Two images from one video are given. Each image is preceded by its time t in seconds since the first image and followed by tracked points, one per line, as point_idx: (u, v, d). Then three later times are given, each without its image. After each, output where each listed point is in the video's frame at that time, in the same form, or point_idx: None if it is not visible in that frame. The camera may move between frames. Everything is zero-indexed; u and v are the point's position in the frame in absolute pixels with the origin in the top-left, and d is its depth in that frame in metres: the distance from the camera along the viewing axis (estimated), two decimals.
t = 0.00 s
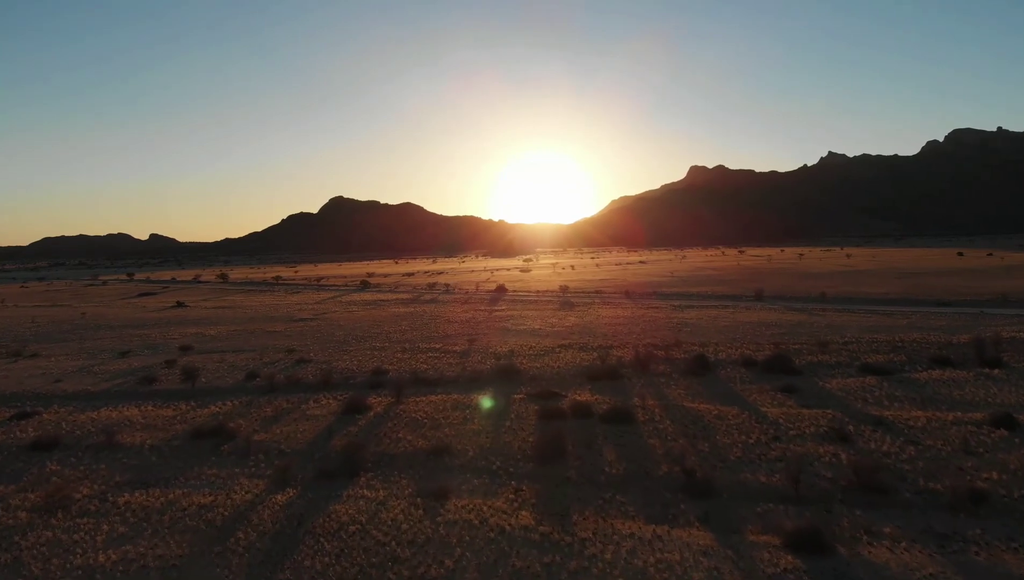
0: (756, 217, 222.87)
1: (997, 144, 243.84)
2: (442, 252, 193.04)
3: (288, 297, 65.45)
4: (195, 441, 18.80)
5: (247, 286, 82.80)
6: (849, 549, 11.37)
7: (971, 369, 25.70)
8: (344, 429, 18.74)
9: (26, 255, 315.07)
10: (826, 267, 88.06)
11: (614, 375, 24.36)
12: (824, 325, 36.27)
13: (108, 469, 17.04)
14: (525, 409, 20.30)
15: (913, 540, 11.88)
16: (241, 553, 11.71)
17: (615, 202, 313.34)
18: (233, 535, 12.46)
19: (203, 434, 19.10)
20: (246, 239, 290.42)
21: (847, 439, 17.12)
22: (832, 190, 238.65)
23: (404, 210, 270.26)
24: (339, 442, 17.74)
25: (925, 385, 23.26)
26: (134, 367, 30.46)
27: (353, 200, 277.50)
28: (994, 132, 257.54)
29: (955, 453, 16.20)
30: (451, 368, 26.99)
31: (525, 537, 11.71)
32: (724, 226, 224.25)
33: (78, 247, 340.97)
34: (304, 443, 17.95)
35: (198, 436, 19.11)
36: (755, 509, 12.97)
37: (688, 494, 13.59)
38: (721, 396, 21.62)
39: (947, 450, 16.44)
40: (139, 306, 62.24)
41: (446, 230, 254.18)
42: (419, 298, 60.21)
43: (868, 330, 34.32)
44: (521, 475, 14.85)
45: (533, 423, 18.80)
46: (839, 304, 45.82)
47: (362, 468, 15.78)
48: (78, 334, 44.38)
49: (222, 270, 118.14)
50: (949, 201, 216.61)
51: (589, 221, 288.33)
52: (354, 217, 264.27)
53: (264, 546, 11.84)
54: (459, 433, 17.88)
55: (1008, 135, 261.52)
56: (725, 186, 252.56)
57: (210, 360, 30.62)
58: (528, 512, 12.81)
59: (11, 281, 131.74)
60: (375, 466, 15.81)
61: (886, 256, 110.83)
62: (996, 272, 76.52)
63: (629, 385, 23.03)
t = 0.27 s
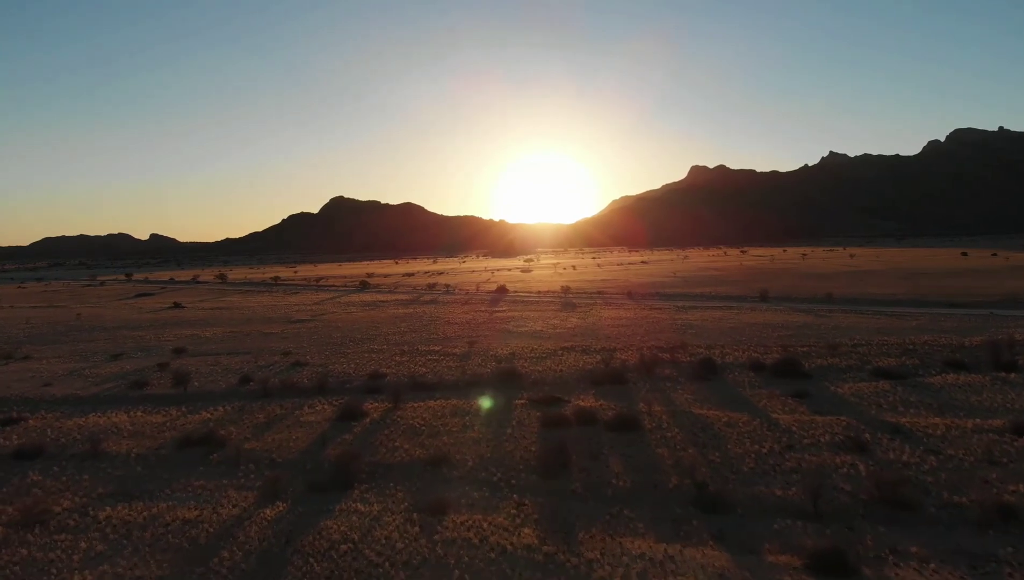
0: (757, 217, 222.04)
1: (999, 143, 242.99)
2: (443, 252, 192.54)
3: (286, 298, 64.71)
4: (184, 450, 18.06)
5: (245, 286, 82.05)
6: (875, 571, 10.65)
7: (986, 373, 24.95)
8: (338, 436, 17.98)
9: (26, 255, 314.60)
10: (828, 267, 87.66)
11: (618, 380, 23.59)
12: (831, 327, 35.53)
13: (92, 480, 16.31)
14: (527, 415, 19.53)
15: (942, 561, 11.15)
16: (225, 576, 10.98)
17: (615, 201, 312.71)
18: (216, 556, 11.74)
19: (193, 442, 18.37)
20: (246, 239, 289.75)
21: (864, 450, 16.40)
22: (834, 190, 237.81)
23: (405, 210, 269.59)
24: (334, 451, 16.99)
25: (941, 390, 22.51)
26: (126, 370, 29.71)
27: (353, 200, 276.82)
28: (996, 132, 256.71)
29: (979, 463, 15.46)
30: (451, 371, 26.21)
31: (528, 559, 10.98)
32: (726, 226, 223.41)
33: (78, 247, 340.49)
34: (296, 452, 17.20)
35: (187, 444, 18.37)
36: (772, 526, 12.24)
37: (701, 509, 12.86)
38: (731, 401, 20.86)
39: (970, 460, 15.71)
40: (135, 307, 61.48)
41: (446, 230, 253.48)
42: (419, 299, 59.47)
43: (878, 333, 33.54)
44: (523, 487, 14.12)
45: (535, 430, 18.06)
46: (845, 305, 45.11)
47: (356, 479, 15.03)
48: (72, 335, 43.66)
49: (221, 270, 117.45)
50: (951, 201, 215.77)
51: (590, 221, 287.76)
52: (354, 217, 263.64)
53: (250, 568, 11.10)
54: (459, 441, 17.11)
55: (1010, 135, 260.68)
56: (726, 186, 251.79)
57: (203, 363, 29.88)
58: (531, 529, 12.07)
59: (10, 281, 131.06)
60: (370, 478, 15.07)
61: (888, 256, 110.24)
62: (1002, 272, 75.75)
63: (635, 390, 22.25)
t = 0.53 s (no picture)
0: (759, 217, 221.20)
1: (1001, 143, 242.12)
2: (443, 252, 191.78)
3: (285, 298, 63.94)
4: (171, 459, 17.32)
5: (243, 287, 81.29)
6: None
7: (1002, 377, 24.18)
8: (332, 445, 17.24)
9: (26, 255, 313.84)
10: (832, 268, 86.76)
11: (623, 385, 22.82)
12: (840, 329, 34.72)
13: (73, 492, 15.58)
14: (529, 421, 18.77)
15: None
16: None
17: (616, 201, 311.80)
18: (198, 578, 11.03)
19: (180, 451, 17.64)
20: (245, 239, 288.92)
21: (883, 460, 15.65)
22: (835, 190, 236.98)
23: (405, 210, 268.87)
24: (327, 460, 16.26)
25: (957, 395, 21.76)
26: (117, 373, 28.97)
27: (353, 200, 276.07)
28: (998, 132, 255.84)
29: (1003, 475, 14.74)
30: (450, 376, 25.45)
31: None
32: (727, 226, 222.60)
33: (77, 247, 339.74)
34: (287, 461, 16.47)
35: (174, 453, 17.63)
36: (790, 546, 11.54)
37: (714, 526, 12.14)
38: (740, 408, 20.10)
39: (994, 471, 14.99)
40: (131, 308, 60.71)
41: (447, 230, 252.71)
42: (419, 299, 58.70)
43: (887, 335, 32.76)
44: (525, 501, 13.39)
45: (538, 438, 17.32)
46: (852, 306, 44.26)
47: (350, 492, 14.30)
48: (65, 337, 42.92)
49: (220, 270, 116.68)
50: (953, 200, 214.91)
51: (590, 221, 286.87)
52: (354, 217, 262.84)
53: None
54: (457, 450, 16.36)
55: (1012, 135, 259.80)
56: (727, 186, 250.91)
57: (197, 367, 29.14)
58: (533, 549, 11.36)
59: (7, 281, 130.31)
60: (364, 490, 14.34)
61: (892, 256, 109.34)
62: (1008, 273, 74.91)
63: (640, 395, 21.49)
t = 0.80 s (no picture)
0: (760, 217, 220.44)
1: (1003, 143, 241.33)
2: (444, 252, 191.16)
3: (283, 298, 63.30)
4: (159, 468, 16.69)
5: (241, 287, 80.64)
6: None
7: (1017, 382, 23.49)
8: (326, 453, 16.59)
9: (26, 255, 313.29)
10: (835, 268, 86.08)
11: (627, 389, 22.15)
12: (847, 331, 34.02)
13: (55, 504, 14.95)
14: (531, 427, 18.10)
15: None
16: None
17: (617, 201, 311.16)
18: None
19: (168, 459, 17.00)
20: (245, 239, 288.25)
21: (900, 470, 15.00)
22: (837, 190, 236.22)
23: (405, 210, 268.20)
24: (320, 469, 15.61)
25: (972, 401, 21.08)
26: (109, 377, 28.33)
27: (353, 200, 275.38)
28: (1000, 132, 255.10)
29: None
30: (449, 379, 24.76)
31: None
32: (728, 226, 221.82)
33: (77, 247, 339.13)
34: (279, 470, 15.83)
35: (162, 461, 16.99)
36: (809, 564, 10.91)
37: (726, 542, 11.52)
38: (749, 414, 19.43)
39: (1018, 482, 14.32)
40: (128, 309, 60.09)
41: (447, 230, 252.02)
42: (418, 300, 58.01)
43: (896, 338, 32.06)
44: (527, 514, 12.75)
45: (540, 445, 16.67)
46: (858, 307, 43.55)
47: (343, 503, 13.66)
48: (59, 339, 42.26)
49: (219, 270, 116.04)
50: (955, 200, 214.13)
51: (591, 221, 286.16)
52: (354, 217, 262.18)
53: None
54: (456, 459, 15.70)
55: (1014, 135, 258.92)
56: (729, 186, 250.20)
57: (190, 370, 28.50)
58: (535, 568, 10.74)
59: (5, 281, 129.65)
60: (358, 502, 13.70)
61: (895, 256, 108.66)
62: (1013, 273, 74.16)
63: (645, 400, 20.82)
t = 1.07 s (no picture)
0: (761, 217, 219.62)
1: (1005, 143, 240.48)
2: (444, 252, 190.44)
3: (281, 299, 62.57)
4: (144, 479, 15.95)
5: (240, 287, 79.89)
6: None
7: None
8: (319, 464, 15.83)
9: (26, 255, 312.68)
10: (838, 268, 85.35)
11: (633, 394, 21.36)
12: (856, 333, 33.22)
13: (32, 518, 14.21)
14: (533, 435, 17.33)
15: None
16: None
17: (617, 201, 310.31)
18: None
19: (154, 470, 16.26)
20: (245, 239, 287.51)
21: (923, 483, 14.23)
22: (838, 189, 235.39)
23: (406, 209, 267.43)
24: (311, 481, 14.87)
25: (991, 407, 20.33)
26: (99, 380, 27.58)
27: (353, 200, 274.67)
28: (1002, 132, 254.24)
29: None
30: (449, 384, 23.96)
31: None
32: (729, 226, 221.00)
33: (77, 247, 338.49)
34: (269, 481, 15.09)
35: (148, 472, 16.26)
36: None
37: (743, 564, 10.78)
38: (761, 422, 18.66)
39: None
40: (124, 309, 59.37)
41: (447, 230, 251.26)
42: (417, 301, 57.28)
43: (906, 340, 31.30)
44: (530, 532, 12.01)
45: (543, 455, 15.94)
46: (865, 309, 42.73)
47: (334, 519, 12.91)
48: (52, 341, 41.51)
49: (217, 271, 115.09)
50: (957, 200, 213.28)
51: (592, 221, 285.35)
52: (354, 217, 261.39)
53: None
54: (455, 471, 14.94)
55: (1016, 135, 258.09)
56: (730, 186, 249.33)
57: (182, 374, 27.76)
58: None
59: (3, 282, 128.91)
60: (351, 517, 12.96)
61: (899, 256, 107.89)
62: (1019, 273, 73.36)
63: (652, 406, 20.03)
